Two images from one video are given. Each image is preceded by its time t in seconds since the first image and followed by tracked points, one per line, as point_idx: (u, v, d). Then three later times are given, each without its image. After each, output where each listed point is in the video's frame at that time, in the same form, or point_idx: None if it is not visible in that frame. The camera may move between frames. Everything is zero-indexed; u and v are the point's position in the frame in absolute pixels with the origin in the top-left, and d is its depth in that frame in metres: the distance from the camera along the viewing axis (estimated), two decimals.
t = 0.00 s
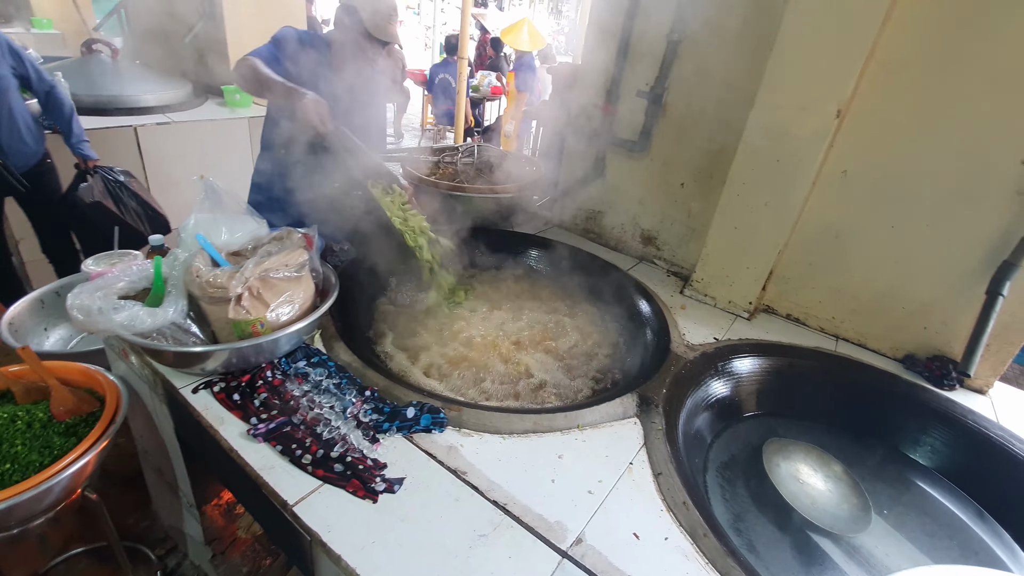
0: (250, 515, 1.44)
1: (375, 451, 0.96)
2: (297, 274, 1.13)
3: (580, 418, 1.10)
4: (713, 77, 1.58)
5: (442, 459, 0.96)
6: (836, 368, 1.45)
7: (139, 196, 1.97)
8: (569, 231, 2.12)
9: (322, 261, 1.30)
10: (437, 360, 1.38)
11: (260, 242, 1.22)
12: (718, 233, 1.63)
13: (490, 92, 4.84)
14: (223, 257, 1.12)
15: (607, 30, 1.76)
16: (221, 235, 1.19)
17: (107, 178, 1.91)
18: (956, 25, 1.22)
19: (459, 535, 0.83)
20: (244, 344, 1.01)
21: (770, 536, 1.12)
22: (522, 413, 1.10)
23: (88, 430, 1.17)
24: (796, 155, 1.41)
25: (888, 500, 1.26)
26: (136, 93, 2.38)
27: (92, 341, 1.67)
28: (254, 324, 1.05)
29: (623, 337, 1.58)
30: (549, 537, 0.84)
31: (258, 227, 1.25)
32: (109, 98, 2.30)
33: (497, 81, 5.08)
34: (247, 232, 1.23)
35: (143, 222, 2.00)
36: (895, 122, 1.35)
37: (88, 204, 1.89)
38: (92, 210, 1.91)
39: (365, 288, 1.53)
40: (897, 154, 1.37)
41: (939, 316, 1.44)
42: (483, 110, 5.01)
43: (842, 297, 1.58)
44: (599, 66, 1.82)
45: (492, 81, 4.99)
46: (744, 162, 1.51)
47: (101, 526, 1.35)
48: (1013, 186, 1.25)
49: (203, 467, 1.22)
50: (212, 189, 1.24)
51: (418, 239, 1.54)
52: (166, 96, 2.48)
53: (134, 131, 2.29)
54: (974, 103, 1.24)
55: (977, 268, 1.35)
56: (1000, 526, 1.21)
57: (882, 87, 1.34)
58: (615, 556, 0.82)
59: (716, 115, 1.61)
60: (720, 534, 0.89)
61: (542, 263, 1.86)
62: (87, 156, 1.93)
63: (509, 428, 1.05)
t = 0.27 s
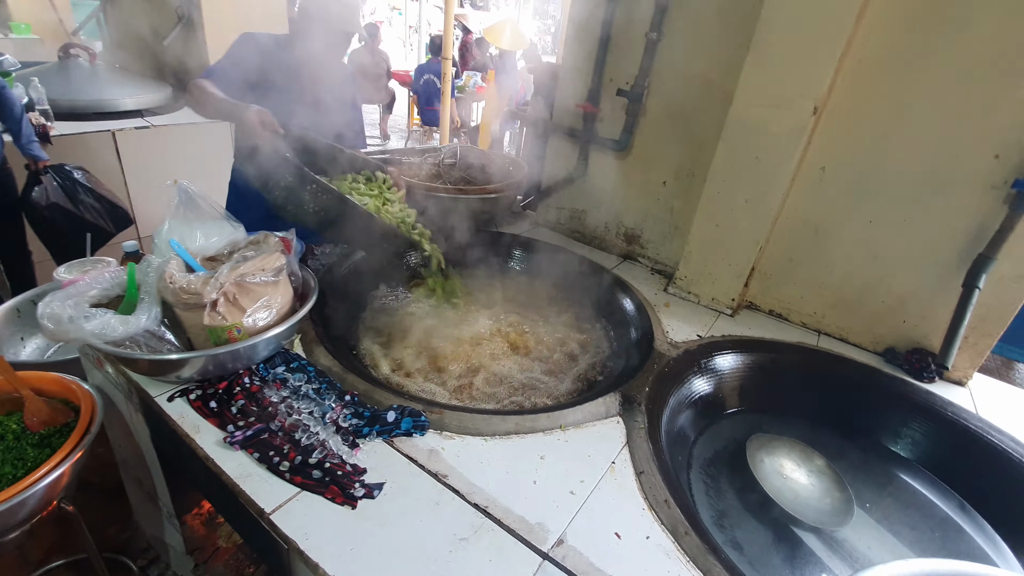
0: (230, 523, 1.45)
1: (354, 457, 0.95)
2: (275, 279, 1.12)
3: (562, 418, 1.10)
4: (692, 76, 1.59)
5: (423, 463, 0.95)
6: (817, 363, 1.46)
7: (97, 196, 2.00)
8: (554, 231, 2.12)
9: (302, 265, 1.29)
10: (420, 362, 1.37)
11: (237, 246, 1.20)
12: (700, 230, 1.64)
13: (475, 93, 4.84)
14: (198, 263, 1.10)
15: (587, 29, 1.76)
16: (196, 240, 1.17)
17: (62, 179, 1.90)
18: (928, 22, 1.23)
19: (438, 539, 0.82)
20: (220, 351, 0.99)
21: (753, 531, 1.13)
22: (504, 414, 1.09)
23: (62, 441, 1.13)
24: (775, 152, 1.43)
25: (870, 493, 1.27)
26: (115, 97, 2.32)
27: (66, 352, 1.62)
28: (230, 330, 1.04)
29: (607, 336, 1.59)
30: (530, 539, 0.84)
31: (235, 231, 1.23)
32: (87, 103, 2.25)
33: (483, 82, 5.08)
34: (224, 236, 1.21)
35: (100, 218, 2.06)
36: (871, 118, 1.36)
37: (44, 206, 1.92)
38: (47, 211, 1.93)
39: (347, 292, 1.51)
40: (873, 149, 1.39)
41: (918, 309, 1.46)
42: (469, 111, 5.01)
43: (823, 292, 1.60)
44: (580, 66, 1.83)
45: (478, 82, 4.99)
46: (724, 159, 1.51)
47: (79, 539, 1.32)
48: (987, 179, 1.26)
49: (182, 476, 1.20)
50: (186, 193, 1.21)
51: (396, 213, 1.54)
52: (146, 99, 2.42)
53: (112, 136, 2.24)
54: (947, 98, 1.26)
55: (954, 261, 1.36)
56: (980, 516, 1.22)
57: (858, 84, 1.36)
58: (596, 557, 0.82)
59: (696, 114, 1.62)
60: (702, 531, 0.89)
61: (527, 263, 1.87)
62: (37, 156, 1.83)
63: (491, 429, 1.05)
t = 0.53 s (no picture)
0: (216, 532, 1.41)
1: (338, 460, 0.94)
2: (254, 283, 1.11)
3: (548, 415, 1.10)
4: (671, 72, 1.60)
5: (408, 464, 0.95)
6: (799, 354, 1.47)
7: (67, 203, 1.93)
8: (539, 229, 2.13)
9: (282, 268, 1.27)
10: (406, 363, 1.36)
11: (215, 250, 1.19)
12: (682, 225, 1.65)
13: (459, 92, 4.84)
14: (175, 268, 1.08)
15: (567, 27, 1.76)
16: (172, 245, 1.15)
17: (30, 187, 1.82)
18: (899, 16, 1.25)
19: (424, 540, 0.82)
20: (199, 357, 0.98)
21: (740, 522, 1.14)
22: (489, 413, 1.09)
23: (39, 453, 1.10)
24: (754, 146, 1.44)
25: (853, 481, 1.29)
26: (91, 101, 2.29)
27: (42, 362, 1.56)
28: (209, 336, 1.02)
29: (593, 332, 1.59)
30: (516, 537, 0.84)
31: (213, 235, 1.21)
32: (63, 108, 2.22)
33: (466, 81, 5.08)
34: (201, 239, 1.19)
35: (70, 227, 1.97)
36: (846, 111, 1.38)
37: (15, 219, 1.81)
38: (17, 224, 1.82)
39: (330, 295, 1.50)
40: (849, 142, 1.41)
41: (897, 298, 1.48)
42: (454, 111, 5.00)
43: (804, 283, 1.62)
44: (560, 63, 1.83)
45: (462, 81, 4.98)
46: (705, 155, 1.53)
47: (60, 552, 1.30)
48: (960, 169, 1.29)
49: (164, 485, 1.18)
50: (163, 198, 1.20)
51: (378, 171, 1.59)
52: (125, 103, 2.40)
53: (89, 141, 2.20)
54: (920, 90, 1.28)
55: (930, 250, 1.39)
56: (960, 499, 1.25)
57: (833, 77, 1.38)
58: (582, 552, 0.82)
59: (676, 110, 1.63)
60: (687, 523, 0.90)
61: (512, 262, 1.87)
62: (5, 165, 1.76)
63: (476, 429, 1.05)
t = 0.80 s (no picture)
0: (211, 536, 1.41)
1: (333, 462, 0.94)
2: (247, 286, 1.11)
3: (542, 414, 1.10)
4: (662, 71, 1.61)
5: (403, 465, 0.95)
6: (792, 350, 1.48)
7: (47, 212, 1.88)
8: (533, 229, 2.14)
9: (275, 271, 1.27)
10: (401, 364, 1.36)
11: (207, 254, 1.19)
12: (675, 223, 1.66)
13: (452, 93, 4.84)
14: (167, 272, 1.08)
15: (558, 27, 1.77)
16: (164, 249, 1.15)
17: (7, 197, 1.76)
18: (886, 14, 1.26)
19: (419, 540, 0.82)
20: (192, 360, 0.98)
21: (734, 518, 1.15)
22: (484, 413, 1.09)
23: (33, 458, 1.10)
24: (745, 144, 1.45)
25: (847, 475, 1.30)
26: (81, 105, 2.28)
27: (35, 368, 1.54)
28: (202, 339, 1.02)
29: (587, 331, 1.60)
30: (511, 535, 0.84)
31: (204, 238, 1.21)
32: (54, 113, 2.21)
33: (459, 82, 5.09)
34: (193, 243, 1.19)
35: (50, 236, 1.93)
36: (835, 108, 1.40)
37: None
38: None
39: (324, 297, 1.50)
40: (839, 139, 1.42)
41: (888, 294, 1.50)
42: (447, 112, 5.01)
43: (796, 280, 1.63)
44: (551, 64, 1.84)
45: (455, 82, 4.98)
46: (697, 153, 1.54)
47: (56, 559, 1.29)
48: (948, 165, 1.30)
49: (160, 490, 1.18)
50: (155, 201, 1.20)
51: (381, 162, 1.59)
52: (116, 107, 2.41)
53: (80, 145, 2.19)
54: (907, 87, 1.29)
55: (920, 246, 1.40)
56: (953, 492, 1.26)
57: (822, 75, 1.39)
58: (577, 550, 0.83)
59: (668, 108, 1.64)
60: (681, 519, 0.90)
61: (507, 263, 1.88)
62: None
63: (471, 429, 1.05)
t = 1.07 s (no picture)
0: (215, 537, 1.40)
1: (335, 460, 0.95)
2: (247, 287, 1.11)
3: (543, 411, 1.11)
4: (659, 68, 1.62)
5: (405, 463, 0.95)
6: (792, 345, 1.49)
7: (14, 247, 1.71)
8: (532, 228, 2.14)
9: (276, 272, 1.28)
10: (401, 363, 1.37)
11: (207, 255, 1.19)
12: (673, 220, 1.66)
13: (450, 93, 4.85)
14: (167, 274, 1.09)
15: (554, 26, 1.77)
16: (164, 251, 1.15)
17: None
18: (881, 8, 1.27)
19: (422, 537, 0.82)
20: (194, 361, 0.99)
21: (735, 512, 1.15)
22: (485, 411, 1.10)
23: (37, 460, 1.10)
24: (742, 140, 1.45)
25: (847, 469, 1.30)
26: (79, 109, 2.28)
27: (37, 371, 1.55)
28: (203, 340, 1.03)
29: (587, 329, 1.61)
30: (513, 531, 0.84)
31: (204, 239, 1.21)
32: (52, 118, 2.21)
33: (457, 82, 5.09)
34: (193, 244, 1.19)
35: (13, 272, 1.72)
36: (832, 103, 1.40)
37: None
38: None
39: (324, 298, 1.51)
40: (836, 134, 1.42)
41: (887, 288, 1.50)
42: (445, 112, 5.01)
43: (795, 275, 1.63)
44: (548, 62, 1.84)
45: (452, 82, 4.99)
46: (694, 150, 1.54)
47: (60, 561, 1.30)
48: (945, 159, 1.31)
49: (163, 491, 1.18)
50: (154, 203, 1.20)
51: (381, 150, 1.61)
52: (114, 111, 2.40)
53: (79, 150, 2.20)
54: (903, 81, 1.30)
55: (919, 239, 1.40)
56: (953, 485, 1.26)
57: (818, 71, 1.39)
58: (579, 545, 0.83)
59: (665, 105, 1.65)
60: (682, 514, 0.91)
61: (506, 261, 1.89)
62: None
63: (472, 426, 1.05)
